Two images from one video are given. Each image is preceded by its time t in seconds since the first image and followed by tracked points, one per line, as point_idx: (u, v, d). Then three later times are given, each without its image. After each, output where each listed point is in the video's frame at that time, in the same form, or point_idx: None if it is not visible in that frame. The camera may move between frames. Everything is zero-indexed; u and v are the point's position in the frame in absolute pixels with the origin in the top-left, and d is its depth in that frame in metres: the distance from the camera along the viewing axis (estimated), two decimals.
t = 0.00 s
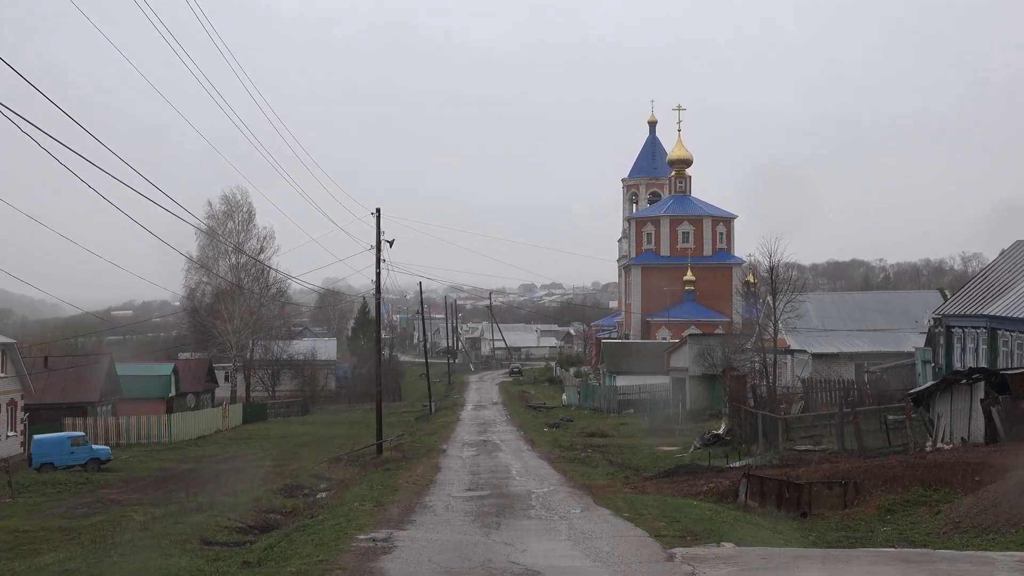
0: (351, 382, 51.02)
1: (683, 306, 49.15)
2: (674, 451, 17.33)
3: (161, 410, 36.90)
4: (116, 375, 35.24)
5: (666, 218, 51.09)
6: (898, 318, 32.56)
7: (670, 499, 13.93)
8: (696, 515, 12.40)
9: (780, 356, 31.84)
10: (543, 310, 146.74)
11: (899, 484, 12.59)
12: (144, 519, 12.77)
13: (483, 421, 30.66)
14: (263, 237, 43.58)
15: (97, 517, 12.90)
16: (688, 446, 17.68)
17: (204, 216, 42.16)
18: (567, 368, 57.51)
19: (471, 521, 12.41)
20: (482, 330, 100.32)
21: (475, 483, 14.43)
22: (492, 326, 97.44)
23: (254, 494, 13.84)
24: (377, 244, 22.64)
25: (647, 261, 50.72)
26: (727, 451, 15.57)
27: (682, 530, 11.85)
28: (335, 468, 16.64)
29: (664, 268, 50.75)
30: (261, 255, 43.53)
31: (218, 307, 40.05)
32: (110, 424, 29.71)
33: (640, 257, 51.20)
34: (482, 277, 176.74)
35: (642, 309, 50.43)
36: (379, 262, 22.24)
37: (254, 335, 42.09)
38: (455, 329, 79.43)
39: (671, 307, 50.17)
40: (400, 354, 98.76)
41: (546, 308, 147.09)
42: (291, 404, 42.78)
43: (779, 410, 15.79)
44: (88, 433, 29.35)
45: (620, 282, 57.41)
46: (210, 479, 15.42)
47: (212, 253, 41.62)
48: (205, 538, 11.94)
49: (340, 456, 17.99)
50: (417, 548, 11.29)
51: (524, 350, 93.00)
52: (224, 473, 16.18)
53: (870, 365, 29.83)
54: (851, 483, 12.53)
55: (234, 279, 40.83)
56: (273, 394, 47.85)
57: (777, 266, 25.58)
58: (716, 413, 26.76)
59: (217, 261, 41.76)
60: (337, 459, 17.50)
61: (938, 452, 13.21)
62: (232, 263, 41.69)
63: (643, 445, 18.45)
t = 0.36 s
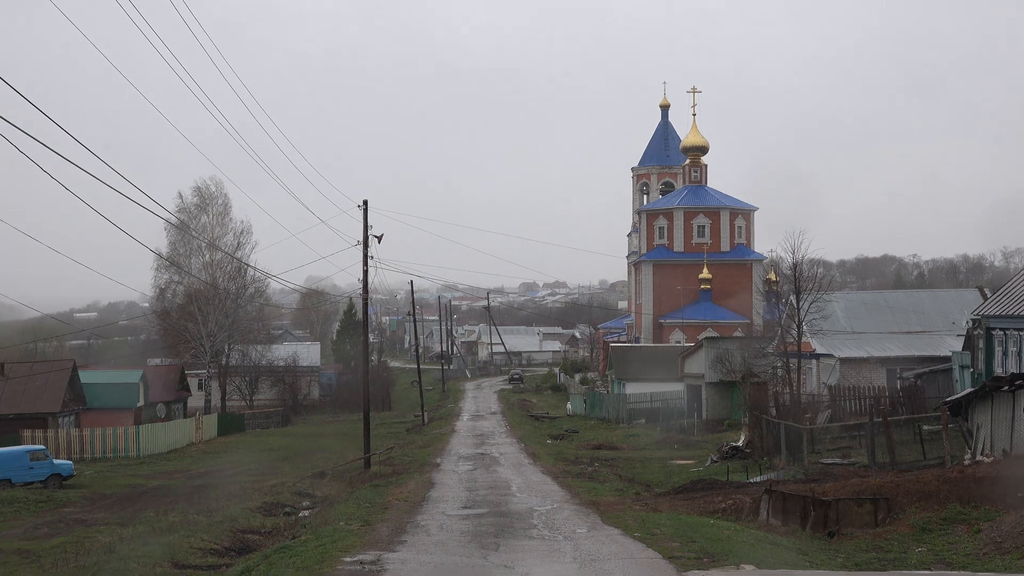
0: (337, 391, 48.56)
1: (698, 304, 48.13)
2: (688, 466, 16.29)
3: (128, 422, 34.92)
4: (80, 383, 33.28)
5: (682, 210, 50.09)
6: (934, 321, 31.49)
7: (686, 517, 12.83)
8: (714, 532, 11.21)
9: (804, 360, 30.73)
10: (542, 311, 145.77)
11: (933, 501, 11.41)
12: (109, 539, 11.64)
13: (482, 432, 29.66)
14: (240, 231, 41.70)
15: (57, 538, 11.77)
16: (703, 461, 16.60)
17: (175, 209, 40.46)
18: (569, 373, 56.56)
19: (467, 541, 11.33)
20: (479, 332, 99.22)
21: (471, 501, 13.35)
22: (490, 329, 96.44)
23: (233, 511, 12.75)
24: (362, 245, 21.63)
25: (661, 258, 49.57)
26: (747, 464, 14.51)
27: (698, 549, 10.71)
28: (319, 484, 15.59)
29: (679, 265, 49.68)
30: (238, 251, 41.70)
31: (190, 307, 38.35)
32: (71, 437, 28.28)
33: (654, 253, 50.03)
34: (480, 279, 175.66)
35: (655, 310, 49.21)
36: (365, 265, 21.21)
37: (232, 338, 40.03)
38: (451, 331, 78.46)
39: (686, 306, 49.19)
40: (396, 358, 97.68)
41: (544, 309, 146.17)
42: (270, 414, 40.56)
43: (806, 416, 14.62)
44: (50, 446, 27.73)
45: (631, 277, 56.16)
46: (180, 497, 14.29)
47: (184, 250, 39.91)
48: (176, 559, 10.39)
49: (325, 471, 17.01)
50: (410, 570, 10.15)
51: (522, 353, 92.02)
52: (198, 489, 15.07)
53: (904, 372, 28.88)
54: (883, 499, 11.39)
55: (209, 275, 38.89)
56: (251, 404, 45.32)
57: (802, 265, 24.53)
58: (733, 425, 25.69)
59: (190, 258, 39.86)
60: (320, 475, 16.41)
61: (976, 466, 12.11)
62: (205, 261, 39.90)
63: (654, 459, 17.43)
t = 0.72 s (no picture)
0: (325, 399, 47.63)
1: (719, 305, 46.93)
2: (707, 484, 15.30)
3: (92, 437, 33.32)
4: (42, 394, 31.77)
5: (701, 204, 49.09)
6: (977, 325, 30.92)
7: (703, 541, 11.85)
8: (734, 556, 10.18)
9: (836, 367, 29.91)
10: (544, 314, 144.09)
11: (976, 524, 10.24)
12: (71, 563, 10.62)
13: (480, 446, 28.62)
14: (214, 227, 40.01)
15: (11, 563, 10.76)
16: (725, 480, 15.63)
17: (145, 202, 37.94)
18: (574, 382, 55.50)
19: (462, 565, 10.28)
20: (478, 338, 97.82)
21: (468, 522, 12.32)
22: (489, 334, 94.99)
23: (207, 533, 11.72)
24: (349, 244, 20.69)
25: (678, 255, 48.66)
26: (772, 481, 13.59)
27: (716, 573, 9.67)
28: (303, 502, 14.60)
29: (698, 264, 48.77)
30: (213, 249, 39.98)
31: (161, 309, 36.65)
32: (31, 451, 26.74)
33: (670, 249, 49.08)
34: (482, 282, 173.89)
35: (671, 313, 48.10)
36: (352, 265, 20.24)
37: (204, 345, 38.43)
38: (446, 337, 77.29)
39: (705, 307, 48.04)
40: (389, 364, 96.36)
41: (547, 313, 144.32)
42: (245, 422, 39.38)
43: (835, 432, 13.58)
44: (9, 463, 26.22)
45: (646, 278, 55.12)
46: (151, 517, 13.30)
47: (154, 246, 37.72)
48: None
49: (309, 488, 16.01)
50: None
51: (524, 359, 90.38)
52: (170, 509, 14.10)
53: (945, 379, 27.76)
54: (919, 521, 10.27)
55: (182, 277, 37.08)
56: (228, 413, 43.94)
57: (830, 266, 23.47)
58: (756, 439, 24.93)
59: (161, 256, 37.66)
60: (303, 493, 15.42)
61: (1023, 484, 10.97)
62: (177, 259, 37.63)
63: (670, 475, 16.48)
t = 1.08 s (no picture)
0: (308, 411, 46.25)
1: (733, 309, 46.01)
2: (720, 504, 14.37)
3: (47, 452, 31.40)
4: None
5: (714, 199, 48.29)
6: (1017, 332, 30.09)
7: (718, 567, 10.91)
8: None
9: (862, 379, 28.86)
10: (541, 319, 142.15)
11: None
12: None
13: (471, 464, 27.52)
14: (179, 222, 38.80)
15: None
16: (739, 499, 14.75)
17: (105, 194, 36.79)
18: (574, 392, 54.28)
19: None
20: (470, 345, 95.87)
21: (459, 547, 11.32)
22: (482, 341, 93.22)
23: (170, 559, 10.75)
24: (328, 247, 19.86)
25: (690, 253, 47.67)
26: (791, 503, 12.81)
27: None
28: (277, 526, 13.66)
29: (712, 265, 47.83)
30: (179, 246, 38.81)
31: (121, 312, 35.63)
32: None
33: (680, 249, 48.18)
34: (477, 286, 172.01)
35: (681, 319, 47.22)
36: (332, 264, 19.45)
37: (166, 351, 37.31)
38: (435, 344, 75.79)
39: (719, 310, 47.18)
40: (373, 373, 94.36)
41: (545, 317, 142.66)
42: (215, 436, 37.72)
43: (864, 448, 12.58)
44: None
45: (653, 279, 54.11)
46: (111, 542, 12.40)
47: (115, 242, 36.61)
48: None
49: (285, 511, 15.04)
50: None
51: (520, 368, 88.44)
52: (133, 534, 13.25)
53: (979, 390, 26.75)
54: (954, 547, 9.25)
55: (143, 276, 36.05)
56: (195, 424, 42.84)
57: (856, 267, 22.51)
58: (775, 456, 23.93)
59: (121, 254, 36.52)
60: (278, 515, 14.50)
61: None
62: (139, 257, 36.64)
63: (680, 497, 15.51)
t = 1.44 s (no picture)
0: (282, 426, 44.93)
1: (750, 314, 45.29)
2: (733, 528, 13.70)
3: None
4: None
5: (728, 191, 47.47)
6: None
7: None
8: None
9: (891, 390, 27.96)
10: (536, 325, 140.03)
11: None
12: None
13: (460, 484, 26.45)
14: (137, 216, 37.79)
15: None
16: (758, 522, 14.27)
17: (60, 186, 35.96)
18: (573, 403, 53.11)
19: None
20: (460, 353, 93.72)
21: None
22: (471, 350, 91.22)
23: None
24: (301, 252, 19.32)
25: (703, 253, 46.84)
26: (815, 525, 12.63)
27: None
28: (246, 551, 13.18)
29: (727, 268, 47.02)
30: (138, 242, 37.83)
31: (75, 316, 34.78)
32: None
33: (692, 246, 47.30)
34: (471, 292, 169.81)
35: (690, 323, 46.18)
36: (308, 269, 18.47)
37: (125, 358, 36.43)
38: (421, 352, 74.16)
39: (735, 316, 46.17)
40: (356, 383, 92.08)
41: (542, 322, 140.99)
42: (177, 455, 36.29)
43: (885, 467, 12.37)
44: None
45: (662, 278, 53.28)
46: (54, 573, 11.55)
47: (69, 239, 35.50)
48: None
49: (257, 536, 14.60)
50: None
51: (514, 377, 86.10)
52: (81, 563, 12.38)
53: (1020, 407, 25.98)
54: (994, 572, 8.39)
55: (100, 277, 35.14)
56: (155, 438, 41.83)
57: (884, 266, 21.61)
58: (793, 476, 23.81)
59: (76, 254, 35.40)
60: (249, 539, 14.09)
61: None
62: (96, 255, 35.64)
63: (692, 521, 14.73)
